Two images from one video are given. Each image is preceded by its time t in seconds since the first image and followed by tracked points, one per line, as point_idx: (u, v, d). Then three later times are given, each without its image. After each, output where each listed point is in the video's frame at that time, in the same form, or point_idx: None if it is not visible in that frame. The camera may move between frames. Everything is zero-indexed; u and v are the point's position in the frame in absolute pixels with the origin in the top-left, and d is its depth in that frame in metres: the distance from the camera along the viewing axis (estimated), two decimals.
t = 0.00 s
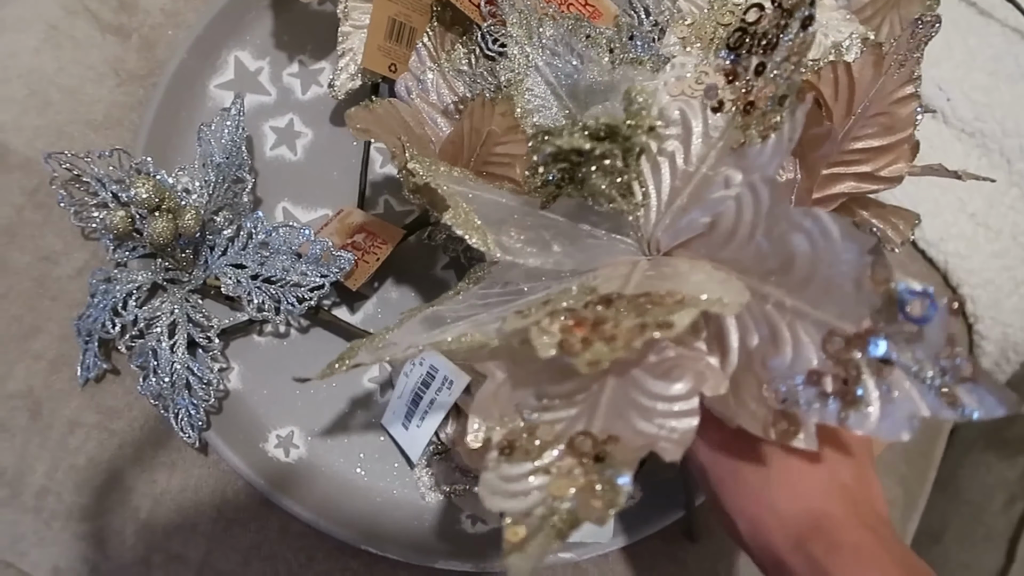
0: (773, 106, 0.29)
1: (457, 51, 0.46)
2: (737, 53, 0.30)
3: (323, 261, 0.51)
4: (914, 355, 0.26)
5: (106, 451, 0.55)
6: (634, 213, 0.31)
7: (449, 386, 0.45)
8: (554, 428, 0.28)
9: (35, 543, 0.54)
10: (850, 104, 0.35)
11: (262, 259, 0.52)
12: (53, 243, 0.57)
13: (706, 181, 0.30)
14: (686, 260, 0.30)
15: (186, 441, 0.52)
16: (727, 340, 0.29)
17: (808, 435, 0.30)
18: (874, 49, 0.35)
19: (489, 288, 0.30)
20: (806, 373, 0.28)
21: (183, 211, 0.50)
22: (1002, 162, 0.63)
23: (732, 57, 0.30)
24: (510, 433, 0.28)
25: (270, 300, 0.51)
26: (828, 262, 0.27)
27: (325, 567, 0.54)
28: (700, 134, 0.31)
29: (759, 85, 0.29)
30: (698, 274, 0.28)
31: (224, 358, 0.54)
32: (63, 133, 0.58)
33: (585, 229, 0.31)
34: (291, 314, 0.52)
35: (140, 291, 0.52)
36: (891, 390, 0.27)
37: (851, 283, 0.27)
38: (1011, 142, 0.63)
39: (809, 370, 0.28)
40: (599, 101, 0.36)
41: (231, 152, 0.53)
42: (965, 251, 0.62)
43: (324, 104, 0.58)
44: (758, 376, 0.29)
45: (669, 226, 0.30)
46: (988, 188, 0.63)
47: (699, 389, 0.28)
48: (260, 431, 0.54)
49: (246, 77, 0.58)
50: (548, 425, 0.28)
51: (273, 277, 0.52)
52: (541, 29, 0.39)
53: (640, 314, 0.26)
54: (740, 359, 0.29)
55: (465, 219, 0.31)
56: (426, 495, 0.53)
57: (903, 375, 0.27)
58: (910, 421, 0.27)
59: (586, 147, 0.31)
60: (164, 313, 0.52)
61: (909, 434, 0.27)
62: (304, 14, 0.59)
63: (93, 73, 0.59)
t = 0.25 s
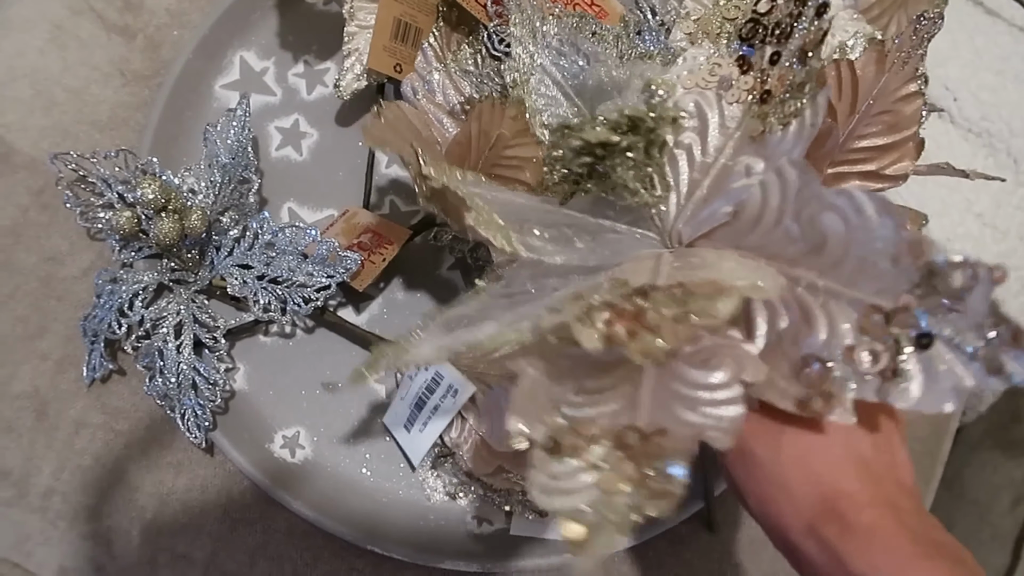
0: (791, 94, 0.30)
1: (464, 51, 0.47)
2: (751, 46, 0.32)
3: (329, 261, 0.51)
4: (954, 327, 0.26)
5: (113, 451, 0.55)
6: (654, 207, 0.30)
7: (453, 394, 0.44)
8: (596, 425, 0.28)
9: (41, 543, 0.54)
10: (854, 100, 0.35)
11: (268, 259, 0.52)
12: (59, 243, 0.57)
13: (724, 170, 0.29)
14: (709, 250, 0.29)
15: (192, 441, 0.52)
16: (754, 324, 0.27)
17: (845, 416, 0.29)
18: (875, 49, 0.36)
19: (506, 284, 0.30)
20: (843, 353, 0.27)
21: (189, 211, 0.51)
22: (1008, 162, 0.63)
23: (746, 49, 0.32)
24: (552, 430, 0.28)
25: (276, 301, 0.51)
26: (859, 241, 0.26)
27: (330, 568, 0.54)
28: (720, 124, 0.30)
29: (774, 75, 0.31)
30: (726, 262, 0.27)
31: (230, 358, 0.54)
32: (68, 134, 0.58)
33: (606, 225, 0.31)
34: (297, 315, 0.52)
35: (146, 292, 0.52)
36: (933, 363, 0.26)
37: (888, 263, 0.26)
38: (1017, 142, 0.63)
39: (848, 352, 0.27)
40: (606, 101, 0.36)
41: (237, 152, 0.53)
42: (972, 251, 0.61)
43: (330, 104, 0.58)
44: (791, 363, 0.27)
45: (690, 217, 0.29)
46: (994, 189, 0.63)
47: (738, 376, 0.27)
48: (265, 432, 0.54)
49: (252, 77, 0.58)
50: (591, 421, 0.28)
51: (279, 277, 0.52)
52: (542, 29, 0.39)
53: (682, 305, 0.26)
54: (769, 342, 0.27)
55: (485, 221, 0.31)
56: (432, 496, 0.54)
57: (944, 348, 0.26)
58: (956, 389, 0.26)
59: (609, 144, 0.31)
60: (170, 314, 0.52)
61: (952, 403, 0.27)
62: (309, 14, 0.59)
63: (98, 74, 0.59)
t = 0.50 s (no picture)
0: (787, 95, 0.30)
1: (465, 51, 0.47)
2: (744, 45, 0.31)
3: (331, 261, 0.51)
4: (946, 338, 0.27)
5: (116, 450, 0.55)
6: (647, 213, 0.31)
7: (454, 395, 0.45)
8: (585, 434, 0.29)
9: (45, 543, 0.54)
10: (863, 104, 0.34)
11: (270, 259, 0.52)
12: (62, 244, 0.57)
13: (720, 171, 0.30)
14: (703, 253, 0.29)
15: (195, 441, 0.52)
16: (750, 332, 0.28)
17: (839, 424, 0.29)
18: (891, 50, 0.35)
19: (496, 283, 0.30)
20: (835, 363, 0.27)
21: (191, 212, 0.51)
22: (1010, 160, 0.62)
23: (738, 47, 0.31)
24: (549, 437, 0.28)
25: (278, 301, 0.52)
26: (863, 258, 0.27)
27: (333, 566, 0.55)
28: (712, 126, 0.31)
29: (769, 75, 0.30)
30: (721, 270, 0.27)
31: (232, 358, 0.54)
32: (71, 134, 0.58)
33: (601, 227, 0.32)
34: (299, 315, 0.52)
35: (149, 292, 0.53)
36: (925, 375, 0.28)
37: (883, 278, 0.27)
38: (1019, 141, 0.62)
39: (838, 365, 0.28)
40: (607, 101, 0.36)
41: (239, 152, 0.53)
42: (975, 250, 0.59)
43: (331, 104, 0.58)
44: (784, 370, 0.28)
45: (683, 220, 0.30)
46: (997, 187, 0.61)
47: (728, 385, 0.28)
48: (268, 431, 0.54)
49: (254, 77, 0.58)
50: (578, 431, 0.29)
51: (281, 277, 0.52)
52: (544, 31, 0.40)
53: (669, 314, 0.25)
54: (765, 351, 0.28)
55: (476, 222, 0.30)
56: (434, 494, 0.53)
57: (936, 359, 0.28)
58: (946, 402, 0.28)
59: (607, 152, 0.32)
60: (172, 314, 0.52)
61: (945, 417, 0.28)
62: (311, 14, 0.59)
63: (100, 74, 0.59)
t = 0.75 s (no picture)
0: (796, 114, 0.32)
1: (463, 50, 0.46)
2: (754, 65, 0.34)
3: (330, 259, 0.51)
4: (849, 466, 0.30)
5: (116, 449, 0.55)
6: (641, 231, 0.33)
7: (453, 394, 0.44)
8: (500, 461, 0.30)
9: (45, 542, 0.54)
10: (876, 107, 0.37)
11: (270, 258, 0.52)
12: (62, 243, 0.57)
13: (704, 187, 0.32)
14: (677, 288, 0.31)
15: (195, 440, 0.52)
16: (693, 388, 0.29)
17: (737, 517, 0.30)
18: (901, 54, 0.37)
19: (493, 279, 0.34)
20: (753, 453, 0.29)
21: (190, 211, 0.51)
22: (1009, 158, 0.60)
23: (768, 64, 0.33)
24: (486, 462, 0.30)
25: (277, 299, 0.52)
26: (798, 349, 0.29)
27: (334, 565, 0.55)
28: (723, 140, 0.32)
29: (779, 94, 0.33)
30: (671, 318, 0.29)
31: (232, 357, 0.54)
32: (70, 134, 0.58)
33: (602, 241, 0.34)
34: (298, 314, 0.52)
35: (148, 291, 0.53)
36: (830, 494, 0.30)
37: (814, 376, 0.29)
38: (1019, 138, 0.60)
39: (762, 444, 0.29)
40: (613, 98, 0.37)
41: (238, 151, 0.53)
42: (974, 247, 0.58)
43: (330, 102, 0.58)
44: (709, 441, 0.30)
45: (677, 243, 0.32)
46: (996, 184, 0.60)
47: (648, 439, 0.29)
48: (268, 430, 0.54)
49: (253, 76, 0.58)
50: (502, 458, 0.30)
51: (281, 276, 0.52)
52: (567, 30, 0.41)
53: (578, 369, 0.29)
54: (701, 410, 0.29)
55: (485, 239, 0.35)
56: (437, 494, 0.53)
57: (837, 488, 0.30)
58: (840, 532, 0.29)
59: (618, 164, 0.34)
60: (172, 313, 0.52)
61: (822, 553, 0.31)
62: (310, 14, 0.59)
63: (100, 74, 0.59)
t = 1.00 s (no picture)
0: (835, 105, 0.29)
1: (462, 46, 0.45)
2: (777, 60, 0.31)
3: (328, 255, 0.49)
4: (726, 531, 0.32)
5: (115, 446, 0.55)
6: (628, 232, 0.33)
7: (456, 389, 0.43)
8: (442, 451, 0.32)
9: (45, 538, 0.54)
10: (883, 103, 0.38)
11: (269, 254, 0.52)
12: (61, 240, 0.57)
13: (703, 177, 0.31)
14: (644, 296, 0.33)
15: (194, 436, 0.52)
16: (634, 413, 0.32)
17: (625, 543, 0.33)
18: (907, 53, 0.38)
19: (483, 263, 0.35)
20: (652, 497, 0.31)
21: (188, 207, 0.51)
22: (1009, 154, 0.59)
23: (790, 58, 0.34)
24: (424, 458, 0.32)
25: (276, 295, 0.52)
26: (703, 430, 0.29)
27: (332, 562, 0.55)
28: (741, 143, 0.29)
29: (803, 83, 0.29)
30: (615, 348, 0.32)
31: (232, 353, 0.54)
32: (69, 131, 0.58)
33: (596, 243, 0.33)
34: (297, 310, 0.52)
35: (147, 287, 0.53)
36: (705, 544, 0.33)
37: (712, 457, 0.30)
38: (1019, 133, 0.59)
39: (661, 488, 0.31)
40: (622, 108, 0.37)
41: (236, 147, 0.53)
42: (974, 243, 0.58)
43: (329, 99, 0.58)
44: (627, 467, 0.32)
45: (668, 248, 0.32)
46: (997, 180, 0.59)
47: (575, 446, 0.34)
48: (267, 426, 0.54)
49: (252, 72, 0.58)
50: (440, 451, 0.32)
51: (279, 272, 0.52)
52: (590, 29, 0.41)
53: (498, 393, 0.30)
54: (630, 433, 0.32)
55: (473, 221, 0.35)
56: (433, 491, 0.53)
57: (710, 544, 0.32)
58: None
59: (599, 177, 0.32)
60: (171, 309, 0.52)
61: None
62: (308, 11, 0.59)
63: (99, 71, 0.59)
